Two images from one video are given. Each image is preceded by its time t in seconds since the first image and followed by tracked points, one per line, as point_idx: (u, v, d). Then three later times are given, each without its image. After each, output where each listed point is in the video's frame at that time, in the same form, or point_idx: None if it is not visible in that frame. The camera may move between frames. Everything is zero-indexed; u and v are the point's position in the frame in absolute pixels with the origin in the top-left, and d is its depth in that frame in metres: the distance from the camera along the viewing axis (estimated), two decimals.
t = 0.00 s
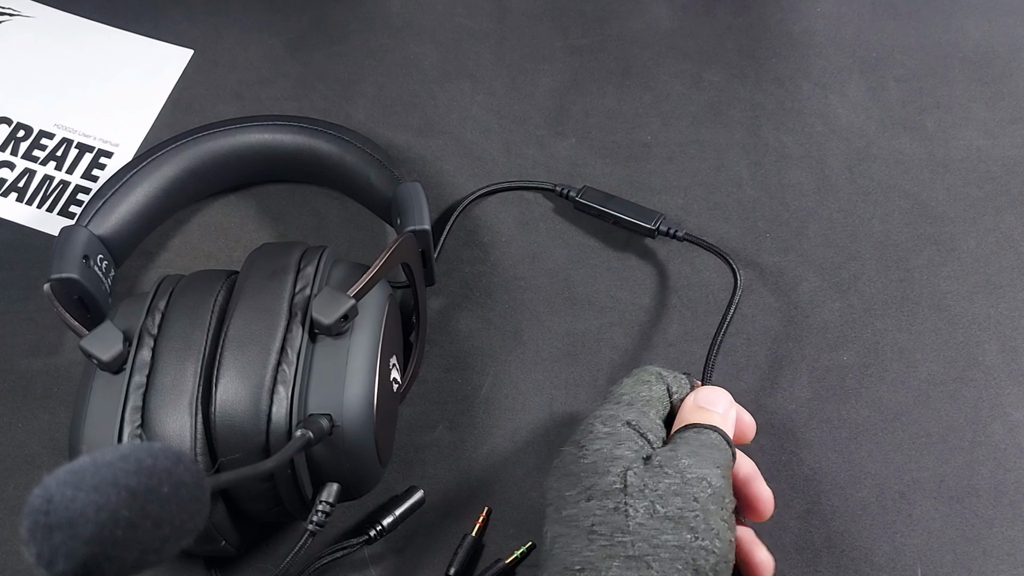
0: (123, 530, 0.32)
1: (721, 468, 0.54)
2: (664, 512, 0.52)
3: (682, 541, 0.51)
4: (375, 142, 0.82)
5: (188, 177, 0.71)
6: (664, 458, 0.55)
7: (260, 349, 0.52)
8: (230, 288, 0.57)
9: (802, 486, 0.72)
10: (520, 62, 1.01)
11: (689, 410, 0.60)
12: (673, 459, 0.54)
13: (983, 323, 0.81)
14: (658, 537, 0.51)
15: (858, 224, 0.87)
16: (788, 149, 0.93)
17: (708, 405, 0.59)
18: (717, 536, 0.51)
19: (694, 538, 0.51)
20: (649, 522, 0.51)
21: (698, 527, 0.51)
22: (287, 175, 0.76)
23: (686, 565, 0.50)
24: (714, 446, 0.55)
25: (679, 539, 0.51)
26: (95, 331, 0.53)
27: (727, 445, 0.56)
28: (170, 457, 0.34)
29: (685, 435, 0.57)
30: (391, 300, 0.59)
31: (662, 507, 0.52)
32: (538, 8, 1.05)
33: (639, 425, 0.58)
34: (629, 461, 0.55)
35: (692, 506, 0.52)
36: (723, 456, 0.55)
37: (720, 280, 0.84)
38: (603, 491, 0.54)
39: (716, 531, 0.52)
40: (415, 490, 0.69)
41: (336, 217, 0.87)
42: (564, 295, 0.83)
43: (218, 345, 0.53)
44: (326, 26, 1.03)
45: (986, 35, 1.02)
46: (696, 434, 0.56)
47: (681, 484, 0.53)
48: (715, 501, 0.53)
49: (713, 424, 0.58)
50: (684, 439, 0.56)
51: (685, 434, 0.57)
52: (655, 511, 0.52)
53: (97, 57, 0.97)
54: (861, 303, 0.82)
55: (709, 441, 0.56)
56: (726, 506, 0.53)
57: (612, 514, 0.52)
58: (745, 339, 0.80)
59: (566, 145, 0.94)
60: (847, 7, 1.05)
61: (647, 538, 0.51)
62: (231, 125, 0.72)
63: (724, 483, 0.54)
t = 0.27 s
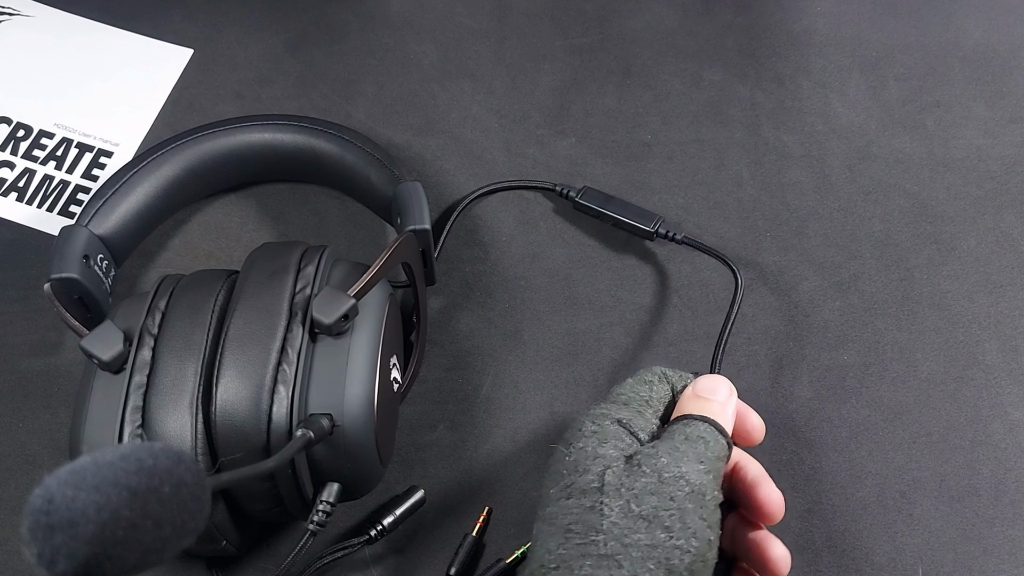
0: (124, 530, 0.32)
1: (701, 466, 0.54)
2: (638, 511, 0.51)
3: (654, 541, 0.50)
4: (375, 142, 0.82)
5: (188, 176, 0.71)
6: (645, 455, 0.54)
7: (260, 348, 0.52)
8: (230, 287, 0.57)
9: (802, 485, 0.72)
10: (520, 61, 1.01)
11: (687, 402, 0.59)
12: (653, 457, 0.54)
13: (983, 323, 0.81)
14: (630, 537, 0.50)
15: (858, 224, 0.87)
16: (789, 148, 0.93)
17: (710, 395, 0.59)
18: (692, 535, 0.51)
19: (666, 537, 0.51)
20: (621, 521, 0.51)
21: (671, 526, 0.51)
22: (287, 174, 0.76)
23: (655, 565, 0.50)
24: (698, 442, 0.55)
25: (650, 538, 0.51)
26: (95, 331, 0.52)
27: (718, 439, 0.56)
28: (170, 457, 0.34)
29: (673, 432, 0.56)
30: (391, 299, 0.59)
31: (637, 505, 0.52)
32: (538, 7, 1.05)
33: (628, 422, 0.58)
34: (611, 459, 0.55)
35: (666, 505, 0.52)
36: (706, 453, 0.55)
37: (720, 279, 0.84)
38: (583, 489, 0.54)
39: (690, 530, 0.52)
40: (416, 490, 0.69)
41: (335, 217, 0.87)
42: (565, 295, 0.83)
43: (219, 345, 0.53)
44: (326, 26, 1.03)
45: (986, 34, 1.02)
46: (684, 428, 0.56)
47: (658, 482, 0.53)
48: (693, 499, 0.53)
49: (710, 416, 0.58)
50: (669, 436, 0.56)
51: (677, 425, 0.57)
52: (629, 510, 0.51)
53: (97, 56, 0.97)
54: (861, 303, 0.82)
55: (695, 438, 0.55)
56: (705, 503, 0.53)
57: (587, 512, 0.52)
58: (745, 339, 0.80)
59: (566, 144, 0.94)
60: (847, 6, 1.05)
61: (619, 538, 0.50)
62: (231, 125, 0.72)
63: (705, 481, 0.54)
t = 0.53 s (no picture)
0: (123, 532, 0.32)
1: (676, 505, 0.52)
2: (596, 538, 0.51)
3: (607, 571, 0.49)
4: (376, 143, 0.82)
5: (188, 178, 0.71)
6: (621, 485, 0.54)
7: (260, 350, 0.52)
8: (230, 288, 0.57)
9: (802, 486, 0.72)
10: (520, 62, 1.01)
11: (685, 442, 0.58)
12: (628, 488, 0.53)
13: (983, 324, 0.81)
14: (584, 565, 0.50)
15: (858, 225, 0.88)
16: (788, 149, 0.93)
17: (712, 438, 0.57)
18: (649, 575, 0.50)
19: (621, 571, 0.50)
20: (578, 547, 0.50)
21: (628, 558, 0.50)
22: (287, 176, 0.76)
23: None
24: (679, 482, 0.53)
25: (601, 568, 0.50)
26: (95, 332, 0.53)
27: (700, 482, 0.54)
28: (170, 459, 0.34)
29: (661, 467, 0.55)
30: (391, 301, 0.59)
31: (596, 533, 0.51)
32: (538, 8, 1.05)
33: (613, 442, 0.58)
34: (583, 484, 0.54)
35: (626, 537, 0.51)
36: (682, 491, 0.53)
37: (720, 280, 0.84)
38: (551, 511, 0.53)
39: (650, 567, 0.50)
40: (416, 491, 0.69)
41: (336, 218, 0.87)
42: (565, 296, 0.83)
43: (219, 346, 0.53)
44: (327, 27, 1.04)
45: (986, 35, 1.02)
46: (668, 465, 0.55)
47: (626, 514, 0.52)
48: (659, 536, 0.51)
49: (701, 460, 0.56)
50: (654, 470, 0.55)
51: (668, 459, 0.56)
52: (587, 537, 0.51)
53: (98, 57, 0.97)
54: (861, 304, 0.82)
55: (679, 476, 0.54)
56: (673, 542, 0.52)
57: (549, 535, 0.51)
58: (745, 339, 0.80)
59: (566, 145, 0.94)
60: (847, 8, 1.05)
61: (572, 564, 0.50)
62: (231, 126, 0.72)
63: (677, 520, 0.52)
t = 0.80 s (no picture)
0: (124, 531, 0.32)
1: (637, 461, 0.51)
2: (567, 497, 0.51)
3: (577, 541, 0.49)
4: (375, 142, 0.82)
5: (188, 177, 0.71)
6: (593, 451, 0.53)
7: (260, 349, 0.52)
8: (230, 288, 0.57)
9: (803, 486, 0.72)
10: (520, 62, 1.01)
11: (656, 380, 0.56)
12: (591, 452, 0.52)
13: (983, 323, 0.81)
14: (555, 536, 0.50)
15: (859, 224, 0.87)
16: (788, 148, 0.93)
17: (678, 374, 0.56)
18: (620, 538, 0.49)
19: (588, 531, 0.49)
20: (549, 520, 0.50)
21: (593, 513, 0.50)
22: (286, 175, 0.76)
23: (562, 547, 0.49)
24: (639, 435, 0.51)
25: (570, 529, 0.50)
26: (95, 332, 0.52)
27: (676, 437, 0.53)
28: (170, 458, 0.34)
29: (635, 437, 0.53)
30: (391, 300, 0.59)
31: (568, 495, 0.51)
32: (537, 8, 1.05)
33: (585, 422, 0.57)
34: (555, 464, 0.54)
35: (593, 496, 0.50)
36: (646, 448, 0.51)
37: (720, 280, 0.84)
38: (525, 489, 0.54)
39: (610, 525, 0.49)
40: (415, 491, 0.69)
41: (335, 218, 0.87)
42: (565, 296, 0.83)
43: (219, 346, 0.53)
44: (326, 26, 1.03)
45: (985, 35, 1.02)
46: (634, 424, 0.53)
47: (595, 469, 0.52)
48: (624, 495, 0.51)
49: (668, 397, 0.54)
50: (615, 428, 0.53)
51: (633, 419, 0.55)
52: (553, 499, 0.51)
53: (97, 57, 0.97)
54: (862, 303, 0.82)
55: (638, 427, 0.52)
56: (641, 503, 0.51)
57: (522, 511, 0.52)
58: (745, 339, 0.80)
59: (565, 145, 0.94)
60: (847, 7, 1.05)
61: (544, 537, 0.50)
62: (231, 126, 0.72)
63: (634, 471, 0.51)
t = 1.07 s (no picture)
0: (124, 531, 0.32)
1: (659, 529, 0.54)
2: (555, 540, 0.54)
3: None
4: (375, 143, 0.82)
5: (187, 178, 0.71)
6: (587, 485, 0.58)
7: (260, 350, 0.52)
8: (230, 288, 0.57)
9: (803, 486, 0.72)
10: (520, 62, 1.01)
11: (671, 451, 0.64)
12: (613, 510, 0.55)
13: (983, 323, 0.81)
14: None
15: (858, 225, 0.87)
16: (789, 149, 0.93)
17: (711, 457, 0.62)
18: None
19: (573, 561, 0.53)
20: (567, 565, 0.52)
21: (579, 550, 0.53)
22: (286, 175, 0.76)
23: None
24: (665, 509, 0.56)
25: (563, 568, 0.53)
26: (95, 332, 0.53)
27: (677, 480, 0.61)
28: (170, 459, 0.34)
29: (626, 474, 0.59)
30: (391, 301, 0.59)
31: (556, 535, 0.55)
32: (538, 8, 1.05)
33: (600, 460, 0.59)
34: (570, 514, 0.54)
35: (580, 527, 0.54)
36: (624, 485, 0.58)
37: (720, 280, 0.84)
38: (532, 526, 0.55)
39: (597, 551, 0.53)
40: (416, 490, 0.71)
41: (335, 218, 0.87)
42: (565, 296, 0.83)
43: (219, 346, 0.53)
44: (326, 27, 1.03)
45: (986, 35, 1.02)
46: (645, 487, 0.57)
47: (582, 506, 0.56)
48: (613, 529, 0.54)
49: (698, 476, 0.60)
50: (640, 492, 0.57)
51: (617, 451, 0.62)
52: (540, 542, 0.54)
53: (98, 58, 0.97)
54: (862, 303, 0.82)
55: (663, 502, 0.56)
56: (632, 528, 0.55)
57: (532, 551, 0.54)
58: (745, 339, 0.80)
59: (565, 145, 0.94)
60: (847, 7, 1.05)
61: None
62: (231, 127, 0.72)
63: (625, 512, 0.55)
